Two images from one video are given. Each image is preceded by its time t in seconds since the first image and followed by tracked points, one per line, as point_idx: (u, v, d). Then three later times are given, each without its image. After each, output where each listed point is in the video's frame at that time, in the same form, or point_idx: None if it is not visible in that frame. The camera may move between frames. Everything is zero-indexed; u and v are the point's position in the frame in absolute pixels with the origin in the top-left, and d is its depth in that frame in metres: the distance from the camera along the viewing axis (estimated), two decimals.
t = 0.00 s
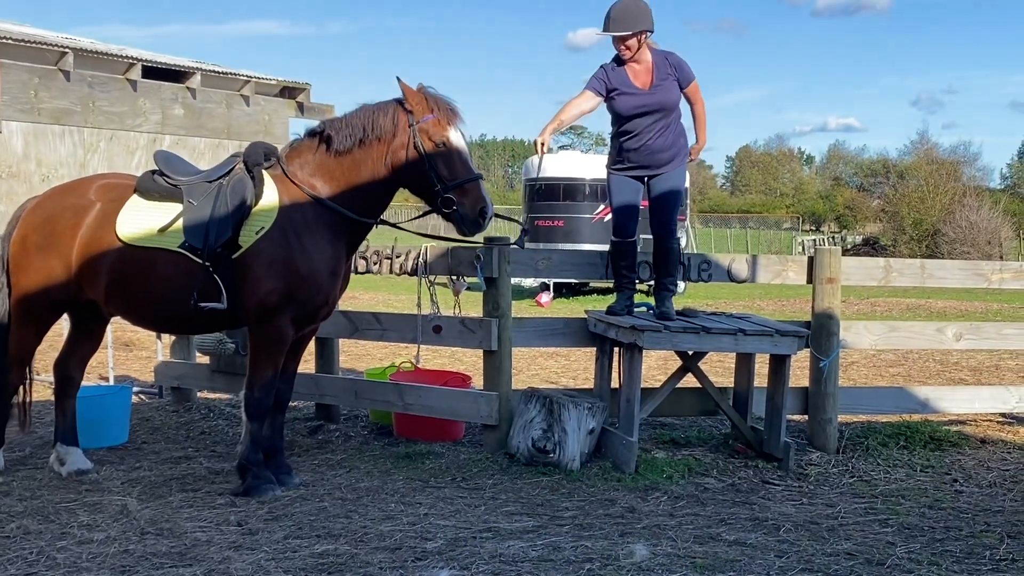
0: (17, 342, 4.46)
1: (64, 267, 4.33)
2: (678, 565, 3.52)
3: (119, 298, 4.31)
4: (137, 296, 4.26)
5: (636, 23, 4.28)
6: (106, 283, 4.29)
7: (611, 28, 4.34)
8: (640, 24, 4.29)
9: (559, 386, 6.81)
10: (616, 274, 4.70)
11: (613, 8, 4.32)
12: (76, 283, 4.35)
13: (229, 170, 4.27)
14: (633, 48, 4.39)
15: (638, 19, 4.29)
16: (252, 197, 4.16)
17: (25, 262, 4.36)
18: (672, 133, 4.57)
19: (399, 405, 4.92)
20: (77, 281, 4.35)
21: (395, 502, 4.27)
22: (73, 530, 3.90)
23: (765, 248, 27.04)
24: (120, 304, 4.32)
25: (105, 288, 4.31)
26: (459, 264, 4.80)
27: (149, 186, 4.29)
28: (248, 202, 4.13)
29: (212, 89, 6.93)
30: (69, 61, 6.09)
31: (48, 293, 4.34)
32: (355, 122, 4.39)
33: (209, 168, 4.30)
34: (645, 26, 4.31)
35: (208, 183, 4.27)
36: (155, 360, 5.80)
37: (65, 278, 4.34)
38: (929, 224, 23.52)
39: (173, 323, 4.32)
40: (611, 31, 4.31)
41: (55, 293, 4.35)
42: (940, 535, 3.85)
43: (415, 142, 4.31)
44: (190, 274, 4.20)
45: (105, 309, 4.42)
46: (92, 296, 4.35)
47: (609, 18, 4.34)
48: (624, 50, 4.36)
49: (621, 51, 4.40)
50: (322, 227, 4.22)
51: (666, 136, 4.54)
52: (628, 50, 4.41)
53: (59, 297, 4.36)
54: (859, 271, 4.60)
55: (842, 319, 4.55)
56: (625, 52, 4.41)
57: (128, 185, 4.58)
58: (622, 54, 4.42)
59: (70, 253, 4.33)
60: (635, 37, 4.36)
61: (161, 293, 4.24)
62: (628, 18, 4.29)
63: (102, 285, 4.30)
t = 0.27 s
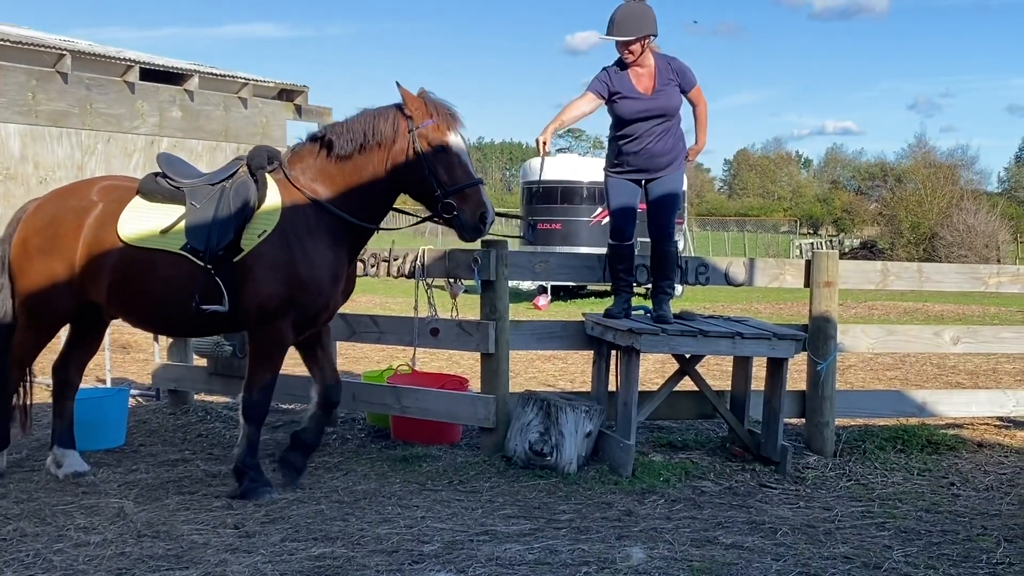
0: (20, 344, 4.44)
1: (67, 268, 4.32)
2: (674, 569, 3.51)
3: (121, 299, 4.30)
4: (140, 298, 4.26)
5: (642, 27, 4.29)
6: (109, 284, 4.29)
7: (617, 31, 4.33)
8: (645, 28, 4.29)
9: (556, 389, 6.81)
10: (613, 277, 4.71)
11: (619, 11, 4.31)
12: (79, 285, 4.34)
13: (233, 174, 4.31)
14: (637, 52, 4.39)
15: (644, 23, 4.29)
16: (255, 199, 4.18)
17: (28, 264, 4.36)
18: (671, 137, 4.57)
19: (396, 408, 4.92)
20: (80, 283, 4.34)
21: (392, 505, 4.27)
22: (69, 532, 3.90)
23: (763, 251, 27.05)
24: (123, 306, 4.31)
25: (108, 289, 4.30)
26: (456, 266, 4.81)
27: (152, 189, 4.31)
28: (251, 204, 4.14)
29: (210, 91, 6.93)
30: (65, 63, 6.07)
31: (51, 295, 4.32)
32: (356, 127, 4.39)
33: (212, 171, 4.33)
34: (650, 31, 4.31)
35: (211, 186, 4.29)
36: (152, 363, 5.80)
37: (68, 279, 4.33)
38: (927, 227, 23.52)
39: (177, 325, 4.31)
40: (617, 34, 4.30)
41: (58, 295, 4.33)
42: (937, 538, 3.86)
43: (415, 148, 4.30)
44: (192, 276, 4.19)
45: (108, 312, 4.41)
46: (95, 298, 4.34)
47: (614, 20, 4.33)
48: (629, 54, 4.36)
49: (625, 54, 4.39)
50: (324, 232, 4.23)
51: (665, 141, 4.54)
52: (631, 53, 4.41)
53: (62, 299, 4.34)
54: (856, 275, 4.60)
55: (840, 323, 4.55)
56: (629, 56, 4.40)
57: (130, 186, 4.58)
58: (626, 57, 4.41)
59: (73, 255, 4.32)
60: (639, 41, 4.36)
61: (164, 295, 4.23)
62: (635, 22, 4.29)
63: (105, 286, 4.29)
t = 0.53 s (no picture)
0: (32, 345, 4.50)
1: (74, 268, 4.34)
2: (670, 571, 3.52)
3: (127, 300, 4.30)
4: (146, 299, 4.26)
5: (640, 30, 4.27)
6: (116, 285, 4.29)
7: (614, 33, 4.31)
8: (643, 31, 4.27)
9: (553, 391, 6.80)
10: (610, 280, 4.71)
11: (617, 13, 4.30)
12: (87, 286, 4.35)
13: (242, 176, 4.33)
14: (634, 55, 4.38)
15: (642, 25, 4.27)
16: (263, 202, 4.19)
17: (36, 265, 4.40)
18: (669, 140, 4.56)
19: (393, 410, 4.93)
20: (87, 286, 4.35)
21: (388, 507, 4.27)
22: (65, 534, 3.89)
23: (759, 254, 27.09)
24: (129, 308, 4.31)
25: (114, 290, 4.30)
26: (453, 269, 4.81)
27: (161, 190, 4.33)
28: (258, 206, 4.15)
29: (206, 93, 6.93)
30: (63, 64, 6.06)
31: (59, 295, 4.35)
32: (362, 131, 4.37)
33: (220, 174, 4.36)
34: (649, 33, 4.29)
35: (219, 189, 4.31)
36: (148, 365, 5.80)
37: (76, 279, 4.35)
38: (924, 230, 23.58)
39: (183, 329, 4.30)
40: (614, 37, 4.29)
41: (66, 297, 4.36)
42: (933, 541, 3.86)
43: (419, 151, 4.26)
44: (197, 277, 4.18)
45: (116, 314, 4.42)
46: (102, 299, 4.35)
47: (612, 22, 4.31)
48: (627, 56, 4.34)
49: (623, 57, 4.38)
50: (330, 235, 4.21)
51: (663, 143, 4.53)
52: (629, 56, 4.39)
53: (69, 299, 4.36)
54: (852, 277, 4.60)
55: (836, 325, 4.55)
56: (627, 58, 4.39)
57: (138, 188, 4.59)
58: (624, 59, 4.40)
59: (80, 255, 4.34)
60: (637, 43, 4.35)
61: (170, 296, 4.23)
62: (633, 25, 4.27)
63: (112, 287, 4.30)
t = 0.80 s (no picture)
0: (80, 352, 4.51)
1: (90, 268, 4.35)
2: (665, 572, 3.52)
3: (145, 300, 4.31)
4: (161, 300, 4.27)
5: (633, 28, 4.29)
6: (133, 284, 4.29)
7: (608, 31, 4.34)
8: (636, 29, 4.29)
9: (548, 392, 6.80)
10: (605, 281, 4.71)
11: (612, 11, 4.32)
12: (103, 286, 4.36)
13: (254, 177, 4.32)
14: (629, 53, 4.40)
15: (636, 24, 4.29)
16: (278, 201, 4.19)
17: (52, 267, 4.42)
18: (664, 140, 4.56)
19: (388, 411, 4.92)
20: (107, 287, 4.36)
21: (384, 508, 4.27)
22: (60, 535, 3.89)
23: (755, 256, 27.13)
24: (146, 308, 4.32)
25: (131, 290, 4.31)
26: (449, 270, 4.81)
27: (173, 191, 4.34)
28: (272, 206, 4.15)
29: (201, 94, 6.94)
30: (58, 65, 6.07)
31: (78, 296, 4.37)
32: (377, 132, 4.32)
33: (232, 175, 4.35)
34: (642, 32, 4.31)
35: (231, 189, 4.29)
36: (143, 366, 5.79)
37: (93, 280, 4.35)
38: (919, 232, 23.61)
39: (195, 330, 4.30)
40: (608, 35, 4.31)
41: (89, 299, 4.37)
42: (928, 542, 3.86)
43: (437, 153, 4.22)
44: (211, 279, 4.17)
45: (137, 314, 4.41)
46: (120, 299, 4.35)
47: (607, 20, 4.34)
48: (621, 54, 4.36)
49: (619, 55, 4.40)
50: (342, 237, 4.17)
51: (658, 143, 4.53)
52: (625, 54, 4.41)
53: (91, 297, 4.37)
54: (847, 279, 4.61)
55: (831, 327, 4.55)
56: (623, 56, 4.41)
57: (148, 188, 4.60)
58: (619, 58, 4.42)
59: (94, 255, 4.34)
60: (632, 41, 4.37)
61: (185, 297, 4.23)
62: (626, 23, 4.29)
63: (129, 287, 4.30)
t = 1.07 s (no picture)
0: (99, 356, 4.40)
1: (111, 267, 4.26)
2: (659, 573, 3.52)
3: (166, 300, 4.20)
4: (181, 301, 4.17)
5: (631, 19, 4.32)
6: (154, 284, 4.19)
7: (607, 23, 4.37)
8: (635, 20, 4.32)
9: (542, 394, 6.81)
10: (599, 282, 4.72)
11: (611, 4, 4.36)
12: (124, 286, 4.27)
13: (277, 180, 4.29)
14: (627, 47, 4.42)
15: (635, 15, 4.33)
16: (303, 203, 4.16)
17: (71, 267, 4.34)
18: (658, 137, 4.56)
19: (382, 413, 4.92)
20: (127, 286, 4.25)
21: (377, 510, 4.27)
22: (53, 537, 3.88)
23: (749, 257, 27.17)
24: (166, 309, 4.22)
25: (152, 289, 4.20)
26: (442, 271, 4.80)
27: (193, 191, 4.26)
28: (298, 208, 4.11)
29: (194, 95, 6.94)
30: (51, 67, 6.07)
31: (98, 296, 4.28)
32: (403, 134, 4.34)
33: (255, 177, 4.30)
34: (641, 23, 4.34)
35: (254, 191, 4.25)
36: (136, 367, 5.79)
37: (114, 278, 4.26)
38: (913, 233, 23.66)
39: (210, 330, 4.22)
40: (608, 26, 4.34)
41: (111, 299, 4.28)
42: (921, 543, 3.87)
43: (464, 156, 4.22)
44: (236, 281, 4.09)
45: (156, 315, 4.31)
46: (140, 299, 4.25)
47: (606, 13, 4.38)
48: (619, 45, 4.39)
49: (619, 45, 4.41)
50: (364, 241, 4.15)
51: (651, 139, 4.53)
52: (626, 45, 4.42)
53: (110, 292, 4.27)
54: (841, 281, 4.61)
55: (825, 329, 4.56)
56: (623, 47, 4.42)
57: (170, 188, 4.53)
58: (619, 49, 4.43)
59: (115, 253, 4.26)
60: (633, 33, 4.39)
61: (206, 298, 4.14)
62: (624, 14, 4.33)
63: (150, 287, 4.20)
